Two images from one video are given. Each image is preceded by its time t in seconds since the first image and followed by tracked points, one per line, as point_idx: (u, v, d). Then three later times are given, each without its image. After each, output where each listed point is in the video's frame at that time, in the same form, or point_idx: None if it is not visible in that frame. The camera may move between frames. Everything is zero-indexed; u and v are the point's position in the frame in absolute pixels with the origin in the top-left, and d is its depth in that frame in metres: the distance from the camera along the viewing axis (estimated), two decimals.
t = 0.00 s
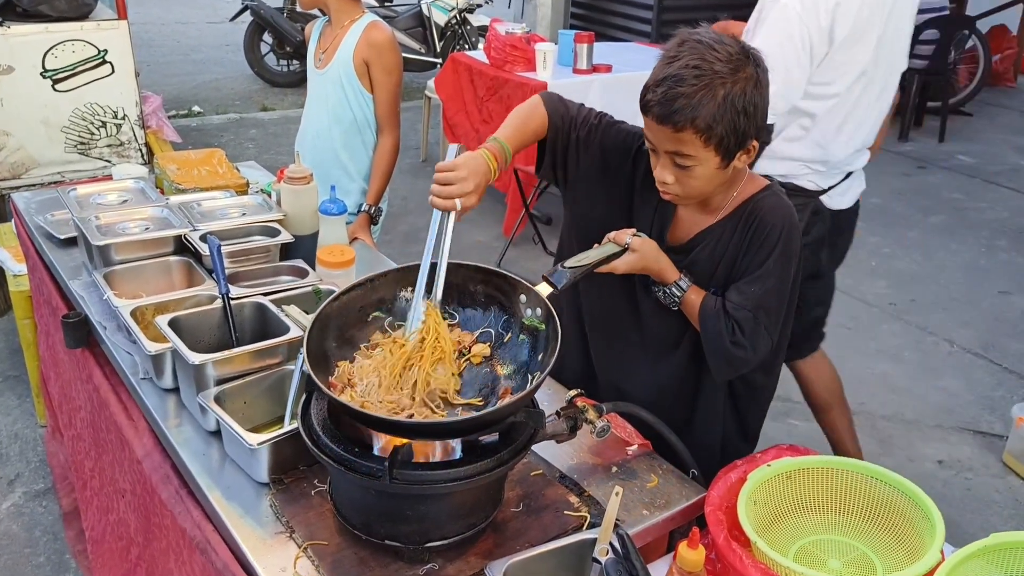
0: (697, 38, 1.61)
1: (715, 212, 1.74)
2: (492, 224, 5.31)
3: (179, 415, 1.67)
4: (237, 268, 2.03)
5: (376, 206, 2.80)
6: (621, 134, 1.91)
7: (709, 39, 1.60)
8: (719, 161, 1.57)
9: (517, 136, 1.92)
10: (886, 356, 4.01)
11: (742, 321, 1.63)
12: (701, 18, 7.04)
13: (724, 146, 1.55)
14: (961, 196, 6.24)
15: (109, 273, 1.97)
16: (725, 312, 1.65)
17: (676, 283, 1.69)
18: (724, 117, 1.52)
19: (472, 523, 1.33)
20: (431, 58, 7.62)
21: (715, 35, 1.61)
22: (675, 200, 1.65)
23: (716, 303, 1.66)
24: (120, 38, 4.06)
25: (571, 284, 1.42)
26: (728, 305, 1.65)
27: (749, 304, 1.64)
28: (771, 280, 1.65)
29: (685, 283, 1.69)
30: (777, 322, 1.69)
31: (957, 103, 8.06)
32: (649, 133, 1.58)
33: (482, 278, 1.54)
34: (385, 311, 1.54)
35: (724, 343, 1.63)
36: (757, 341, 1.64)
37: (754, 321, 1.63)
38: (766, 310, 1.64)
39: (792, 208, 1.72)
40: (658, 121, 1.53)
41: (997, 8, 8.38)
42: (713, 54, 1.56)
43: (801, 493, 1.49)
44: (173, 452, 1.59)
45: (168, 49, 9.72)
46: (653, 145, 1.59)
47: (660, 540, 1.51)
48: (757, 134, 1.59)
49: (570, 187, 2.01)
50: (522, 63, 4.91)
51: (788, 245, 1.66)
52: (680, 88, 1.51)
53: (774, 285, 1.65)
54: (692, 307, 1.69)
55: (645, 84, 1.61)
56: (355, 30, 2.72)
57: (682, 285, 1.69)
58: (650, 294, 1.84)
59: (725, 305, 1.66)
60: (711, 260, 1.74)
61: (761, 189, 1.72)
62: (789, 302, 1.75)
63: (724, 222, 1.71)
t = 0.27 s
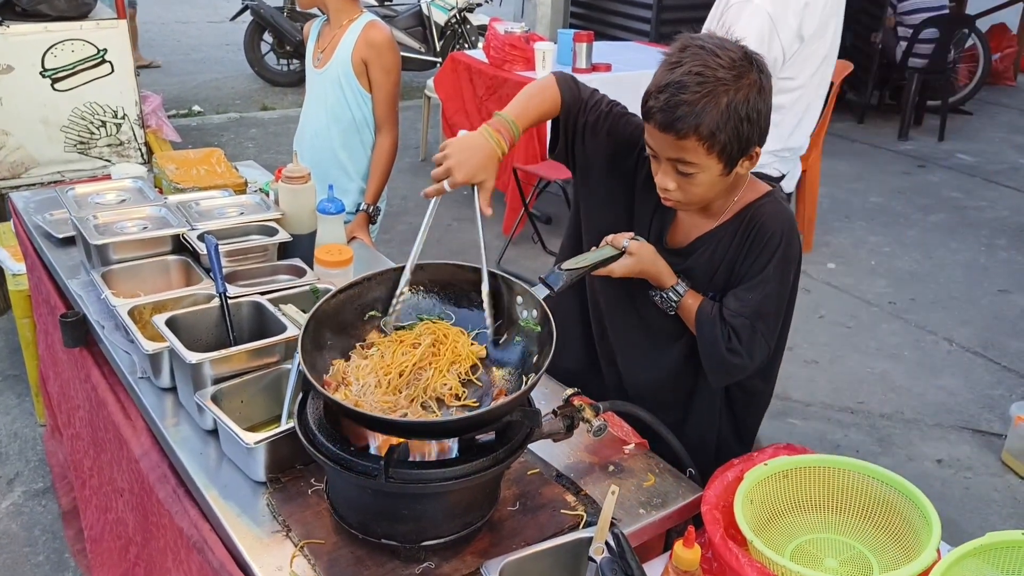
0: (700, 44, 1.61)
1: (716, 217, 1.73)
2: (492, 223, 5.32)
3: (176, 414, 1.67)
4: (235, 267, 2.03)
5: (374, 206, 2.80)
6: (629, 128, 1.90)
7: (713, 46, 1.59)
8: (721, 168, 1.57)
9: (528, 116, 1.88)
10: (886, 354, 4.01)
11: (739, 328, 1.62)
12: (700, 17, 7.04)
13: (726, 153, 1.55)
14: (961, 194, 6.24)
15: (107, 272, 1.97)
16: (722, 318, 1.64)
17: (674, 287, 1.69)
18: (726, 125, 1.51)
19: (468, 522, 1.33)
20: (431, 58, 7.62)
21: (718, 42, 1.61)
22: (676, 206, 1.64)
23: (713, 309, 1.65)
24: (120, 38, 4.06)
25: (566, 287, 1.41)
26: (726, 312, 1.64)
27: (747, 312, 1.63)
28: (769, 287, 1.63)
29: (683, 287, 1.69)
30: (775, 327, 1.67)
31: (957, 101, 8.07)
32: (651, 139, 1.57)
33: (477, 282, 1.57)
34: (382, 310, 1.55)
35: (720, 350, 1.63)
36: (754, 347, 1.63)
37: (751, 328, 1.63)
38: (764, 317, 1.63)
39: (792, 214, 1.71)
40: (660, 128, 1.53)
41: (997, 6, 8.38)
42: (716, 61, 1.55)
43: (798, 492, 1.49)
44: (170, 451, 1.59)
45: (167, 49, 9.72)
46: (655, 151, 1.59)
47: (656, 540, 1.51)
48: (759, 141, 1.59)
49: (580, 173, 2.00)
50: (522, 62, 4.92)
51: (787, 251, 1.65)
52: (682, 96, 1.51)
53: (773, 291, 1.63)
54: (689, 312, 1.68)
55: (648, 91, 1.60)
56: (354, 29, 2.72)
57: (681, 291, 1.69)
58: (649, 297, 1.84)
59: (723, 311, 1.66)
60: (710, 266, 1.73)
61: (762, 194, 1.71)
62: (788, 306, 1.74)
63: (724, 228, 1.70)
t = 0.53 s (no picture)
0: (697, 46, 1.59)
1: (713, 219, 1.73)
2: (493, 223, 5.31)
3: (175, 415, 1.67)
4: (233, 268, 2.03)
5: (374, 206, 2.80)
6: (609, 150, 1.89)
7: (710, 48, 1.59)
8: (720, 171, 1.56)
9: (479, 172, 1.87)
10: (886, 355, 4.01)
11: (740, 329, 1.62)
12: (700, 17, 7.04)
13: (725, 157, 1.54)
14: (962, 194, 6.23)
15: (106, 273, 1.97)
16: (723, 321, 1.63)
17: (672, 290, 1.69)
18: (725, 128, 1.51)
19: (466, 523, 1.33)
20: (432, 58, 7.62)
21: (715, 44, 1.60)
22: (674, 209, 1.64)
23: (712, 312, 1.65)
24: (120, 39, 4.06)
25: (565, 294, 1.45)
26: (726, 314, 1.63)
27: (748, 313, 1.62)
28: (768, 288, 1.63)
29: (681, 290, 1.69)
30: (776, 327, 1.66)
31: (958, 101, 8.07)
32: (648, 143, 1.57)
33: (475, 289, 1.55)
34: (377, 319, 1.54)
35: (721, 352, 1.62)
36: (755, 349, 1.63)
37: (752, 329, 1.62)
38: (765, 318, 1.63)
39: (790, 214, 1.70)
40: (659, 132, 1.52)
41: (998, 6, 8.37)
42: (714, 65, 1.54)
43: (798, 494, 1.48)
44: (168, 452, 1.59)
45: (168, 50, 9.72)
46: (653, 155, 1.58)
47: (655, 541, 1.51)
48: (757, 144, 1.59)
49: (556, 212, 1.98)
50: (522, 63, 4.90)
51: (786, 252, 1.65)
52: (681, 99, 1.50)
53: (772, 292, 1.63)
54: (689, 314, 1.68)
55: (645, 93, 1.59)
56: (354, 29, 2.72)
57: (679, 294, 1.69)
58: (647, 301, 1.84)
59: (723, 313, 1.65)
60: (709, 268, 1.73)
61: (760, 195, 1.71)
62: (787, 307, 1.73)
63: (722, 230, 1.70)
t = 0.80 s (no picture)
0: (684, 42, 1.59)
1: (707, 216, 1.73)
2: (493, 223, 5.30)
3: (173, 416, 1.66)
4: (232, 268, 2.02)
5: (374, 206, 2.79)
6: (599, 154, 1.89)
7: (697, 42, 1.58)
8: (710, 166, 1.55)
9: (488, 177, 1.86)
10: (888, 355, 3.99)
11: (737, 327, 1.60)
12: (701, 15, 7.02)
13: (714, 151, 1.53)
14: (964, 193, 6.22)
15: (104, 273, 1.96)
16: (719, 319, 1.62)
17: (667, 289, 1.68)
18: (714, 122, 1.50)
19: (466, 525, 1.32)
20: (433, 58, 7.61)
21: (702, 39, 1.60)
22: (666, 206, 1.62)
23: (709, 311, 1.64)
24: (120, 38, 4.06)
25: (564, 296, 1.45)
26: (722, 312, 1.62)
27: (745, 310, 1.61)
28: (764, 285, 1.61)
29: (676, 289, 1.68)
30: (774, 326, 1.65)
31: (959, 100, 8.05)
32: (638, 140, 1.56)
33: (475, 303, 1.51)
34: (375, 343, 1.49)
35: (718, 351, 1.60)
36: (753, 346, 1.61)
37: (750, 327, 1.60)
38: (762, 316, 1.61)
39: (784, 210, 1.70)
40: (647, 127, 1.51)
41: (999, 5, 8.35)
42: (701, 59, 1.53)
43: (799, 495, 1.47)
44: (166, 454, 1.58)
45: (169, 49, 9.71)
46: (642, 151, 1.57)
47: (657, 542, 1.50)
48: (747, 138, 1.58)
49: (553, 224, 1.95)
50: (522, 62, 4.89)
51: (781, 247, 1.63)
52: (669, 94, 1.49)
53: (768, 289, 1.62)
54: (686, 315, 1.67)
55: (633, 89, 1.59)
56: (354, 28, 2.71)
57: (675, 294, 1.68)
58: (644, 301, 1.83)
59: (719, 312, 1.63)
60: (705, 266, 1.72)
61: (752, 191, 1.70)
62: (784, 303, 1.72)
63: (716, 226, 1.69)
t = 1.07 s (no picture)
0: (690, 39, 1.58)
1: (708, 215, 1.71)
2: (493, 222, 5.30)
3: (173, 415, 1.66)
4: (231, 267, 2.01)
5: (374, 205, 2.79)
6: (605, 143, 1.90)
7: (703, 39, 1.58)
8: (717, 163, 1.55)
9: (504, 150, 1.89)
10: (889, 353, 3.99)
11: (733, 329, 1.59)
12: (702, 13, 7.01)
13: (721, 149, 1.53)
14: (965, 192, 6.21)
15: (103, 272, 1.96)
16: (717, 320, 1.62)
17: (665, 289, 1.67)
18: (721, 120, 1.50)
19: (466, 525, 1.32)
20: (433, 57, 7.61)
21: (708, 36, 1.59)
22: (670, 204, 1.62)
23: (706, 312, 1.63)
24: (120, 37, 4.05)
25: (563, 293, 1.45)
26: (720, 313, 1.61)
27: (742, 312, 1.60)
28: (763, 287, 1.60)
29: (674, 289, 1.68)
30: (772, 328, 1.64)
31: (960, 98, 8.05)
32: (644, 137, 1.55)
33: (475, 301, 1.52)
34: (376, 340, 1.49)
35: (715, 352, 1.60)
36: (750, 348, 1.60)
37: (747, 329, 1.60)
38: (759, 317, 1.60)
39: (786, 212, 1.68)
40: (654, 125, 1.50)
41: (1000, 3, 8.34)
42: (708, 56, 1.53)
43: (799, 494, 1.47)
44: (165, 454, 1.58)
45: (169, 48, 9.70)
46: (648, 150, 1.57)
47: (657, 542, 1.49)
48: (754, 135, 1.57)
49: (555, 200, 2.01)
50: (523, 61, 4.88)
51: (781, 250, 1.62)
52: (676, 92, 1.49)
53: (767, 290, 1.60)
54: (682, 313, 1.68)
55: (640, 87, 1.58)
56: (355, 27, 2.71)
57: (671, 294, 1.68)
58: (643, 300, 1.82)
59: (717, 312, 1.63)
60: (704, 265, 1.71)
61: (755, 192, 1.69)
62: (785, 305, 1.71)
63: (716, 227, 1.69)
